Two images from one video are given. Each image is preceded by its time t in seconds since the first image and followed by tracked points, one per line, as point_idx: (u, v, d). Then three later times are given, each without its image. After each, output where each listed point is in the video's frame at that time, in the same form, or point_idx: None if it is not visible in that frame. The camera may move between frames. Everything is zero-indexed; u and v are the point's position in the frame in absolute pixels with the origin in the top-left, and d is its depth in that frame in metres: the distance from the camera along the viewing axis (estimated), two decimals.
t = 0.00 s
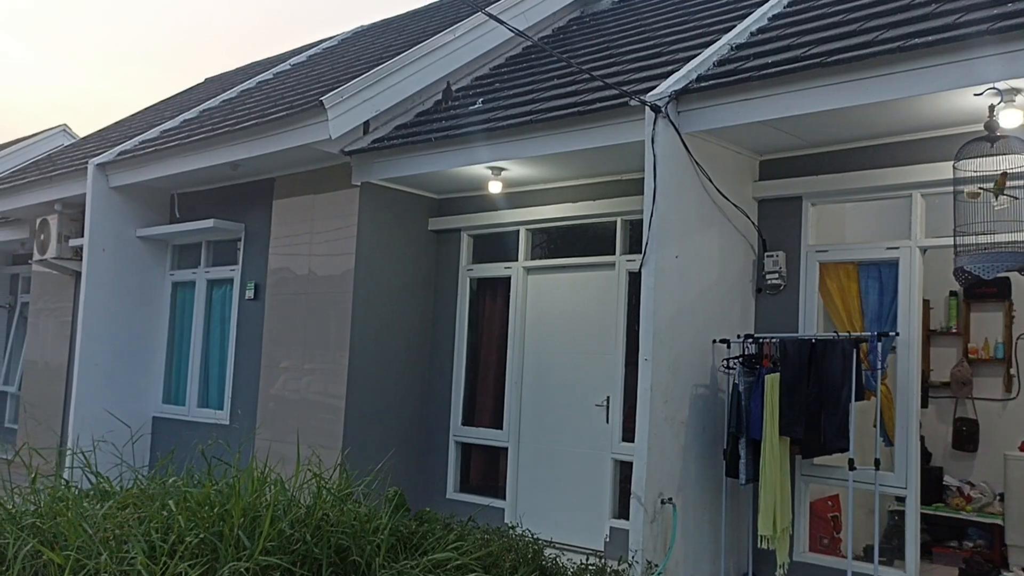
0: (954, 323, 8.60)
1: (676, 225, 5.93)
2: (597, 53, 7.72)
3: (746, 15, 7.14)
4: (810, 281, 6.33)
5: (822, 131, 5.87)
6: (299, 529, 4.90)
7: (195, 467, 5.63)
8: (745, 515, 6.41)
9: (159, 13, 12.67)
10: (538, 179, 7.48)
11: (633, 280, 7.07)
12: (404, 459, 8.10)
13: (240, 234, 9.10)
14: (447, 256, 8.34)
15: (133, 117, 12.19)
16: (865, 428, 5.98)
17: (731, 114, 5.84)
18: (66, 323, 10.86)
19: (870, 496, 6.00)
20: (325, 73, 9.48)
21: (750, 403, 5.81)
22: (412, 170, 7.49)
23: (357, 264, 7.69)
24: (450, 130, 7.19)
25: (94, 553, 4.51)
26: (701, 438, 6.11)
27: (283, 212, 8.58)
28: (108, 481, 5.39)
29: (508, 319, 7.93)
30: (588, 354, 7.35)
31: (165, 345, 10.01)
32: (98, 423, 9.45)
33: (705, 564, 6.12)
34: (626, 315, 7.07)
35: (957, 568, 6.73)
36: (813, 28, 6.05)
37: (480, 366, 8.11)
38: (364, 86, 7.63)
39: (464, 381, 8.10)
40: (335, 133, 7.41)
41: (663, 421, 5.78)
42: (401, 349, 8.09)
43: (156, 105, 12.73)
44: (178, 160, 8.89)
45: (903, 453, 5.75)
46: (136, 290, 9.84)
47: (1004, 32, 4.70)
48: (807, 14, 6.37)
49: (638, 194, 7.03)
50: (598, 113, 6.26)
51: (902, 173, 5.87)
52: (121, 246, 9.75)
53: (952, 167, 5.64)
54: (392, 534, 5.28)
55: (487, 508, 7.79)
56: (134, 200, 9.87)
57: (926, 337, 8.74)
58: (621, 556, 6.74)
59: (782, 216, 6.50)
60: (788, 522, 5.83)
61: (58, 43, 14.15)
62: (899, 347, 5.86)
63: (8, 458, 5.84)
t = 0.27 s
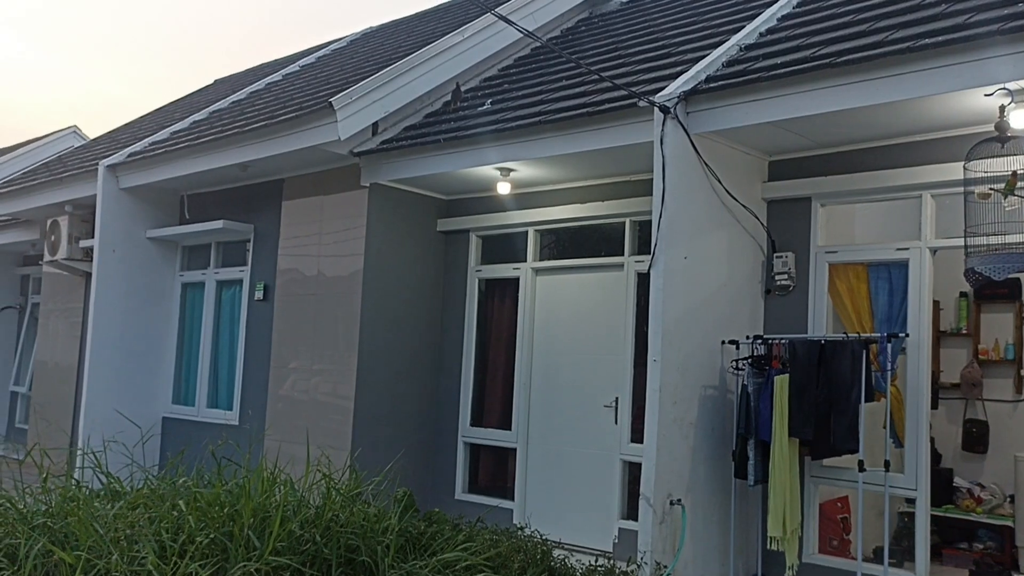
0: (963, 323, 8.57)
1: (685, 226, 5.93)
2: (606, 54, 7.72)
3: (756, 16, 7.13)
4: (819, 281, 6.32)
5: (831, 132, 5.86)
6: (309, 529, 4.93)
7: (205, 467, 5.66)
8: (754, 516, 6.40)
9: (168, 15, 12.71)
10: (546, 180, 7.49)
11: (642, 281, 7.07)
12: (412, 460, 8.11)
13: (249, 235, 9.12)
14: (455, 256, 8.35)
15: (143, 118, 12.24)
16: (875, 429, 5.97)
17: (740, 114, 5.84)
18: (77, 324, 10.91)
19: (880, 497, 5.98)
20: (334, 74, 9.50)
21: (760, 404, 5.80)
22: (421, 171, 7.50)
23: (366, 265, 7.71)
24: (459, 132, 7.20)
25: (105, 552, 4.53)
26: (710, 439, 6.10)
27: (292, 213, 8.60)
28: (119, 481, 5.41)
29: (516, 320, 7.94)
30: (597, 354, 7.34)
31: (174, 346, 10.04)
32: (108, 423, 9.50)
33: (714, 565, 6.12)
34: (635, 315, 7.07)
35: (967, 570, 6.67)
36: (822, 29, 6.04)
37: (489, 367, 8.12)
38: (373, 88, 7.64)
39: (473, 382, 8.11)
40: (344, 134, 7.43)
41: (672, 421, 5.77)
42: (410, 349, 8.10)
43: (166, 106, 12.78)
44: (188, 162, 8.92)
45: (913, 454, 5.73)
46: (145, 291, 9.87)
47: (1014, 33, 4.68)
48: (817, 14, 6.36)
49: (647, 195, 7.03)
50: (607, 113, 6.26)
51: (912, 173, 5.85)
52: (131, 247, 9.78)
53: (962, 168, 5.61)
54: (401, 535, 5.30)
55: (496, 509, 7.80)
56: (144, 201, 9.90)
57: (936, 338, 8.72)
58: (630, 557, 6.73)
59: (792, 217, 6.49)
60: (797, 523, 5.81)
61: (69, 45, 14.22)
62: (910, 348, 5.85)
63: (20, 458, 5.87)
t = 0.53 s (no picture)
0: (977, 326, 8.49)
1: (696, 227, 5.92)
2: (617, 56, 7.72)
3: (766, 17, 7.13)
4: (831, 283, 6.30)
5: (843, 133, 5.84)
6: (320, 530, 4.94)
7: (217, 469, 5.68)
8: (765, 519, 6.38)
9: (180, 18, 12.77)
10: (557, 182, 7.49)
11: (653, 282, 7.06)
12: (423, 462, 8.12)
13: (260, 237, 9.15)
14: (466, 258, 8.36)
15: (156, 121, 12.31)
16: (887, 431, 5.95)
17: (751, 116, 5.83)
18: (89, 326, 10.97)
19: (892, 500, 5.96)
20: (345, 76, 9.53)
21: (771, 407, 5.80)
22: (431, 173, 7.51)
23: (377, 267, 7.73)
24: (470, 134, 7.21)
25: (118, 553, 4.55)
26: (721, 441, 6.09)
27: (303, 215, 8.62)
28: (131, 482, 5.43)
29: (527, 322, 7.94)
30: (607, 356, 7.34)
31: (186, 347, 10.08)
32: (121, 425, 9.55)
33: (725, 568, 6.10)
34: (645, 317, 7.06)
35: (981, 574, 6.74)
36: (833, 30, 6.02)
37: (499, 369, 8.12)
38: (384, 90, 7.66)
39: (483, 384, 8.11)
40: (355, 136, 7.45)
41: (683, 423, 5.76)
42: (420, 351, 8.11)
43: (178, 109, 12.84)
44: (199, 164, 8.95)
45: (925, 457, 5.71)
46: (157, 293, 9.91)
47: None
48: (829, 15, 6.35)
49: (657, 197, 7.02)
50: (618, 115, 6.26)
51: (925, 175, 5.83)
52: (143, 249, 9.83)
53: (975, 169, 5.59)
54: (412, 536, 5.31)
55: (507, 511, 7.80)
56: (156, 203, 9.95)
57: (948, 340, 8.62)
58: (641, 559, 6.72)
59: (803, 218, 6.48)
60: (809, 526, 5.79)
61: (82, 48, 14.31)
62: (922, 350, 5.83)
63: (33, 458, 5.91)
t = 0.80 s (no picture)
0: (989, 328, 8.43)
1: (707, 229, 5.91)
2: (627, 57, 7.72)
3: (777, 18, 7.11)
4: (842, 285, 6.28)
5: (854, 134, 5.82)
6: (331, 531, 4.96)
7: (229, 470, 5.69)
8: (776, 521, 6.36)
9: (191, 20, 12.82)
10: (567, 184, 7.49)
11: (663, 284, 7.05)
12: (433, 463, 8.13)
13: (271, 239, 9.18)
14: (476, 260, 8.36)
15: (167, 123, 12.36)
16: (899, 434, 5.93)
17: (762, 117, 5.82)
18: (101, 327, 11.02)
19: (904, 502, 5.93)
20: (355, 78, 9.55)
21: (782, 407, 5.79)
22: (442, 175, 7.52)
23: (387, 268, 7.74)
24: (480, 135, 7.21)
25: (130, 554, 4.57)
26: (732, 443, 6.07)
27: (313, 216, 8.65)
28: (143, 483, 5.45)
29: (537, 323, 7.94)
30: (617, 358, 7.33)
31: (197, 348, 10.11)
32: (132, 426, 9.60)
33: (736, 570, 6.09)
34: (655, 319, 7.05)
35: None
36: (845, 31, 6.01)
37: (509, 371, 8.12)
38: (394, 92, 7.67)
39: (493, 385, 8.12)
40: (365, 138, 7.46)
41: (694, 425, 5.75)
42: (430, 352, 8.12)
43: (189, 111, 12.90)
44: (210, 166, 8.98)
45: (938, 460, 5.69)
46: (169, 294, 9.95)
47: None
48: (840, 16, 6.33)
49: (668, 198, 7.01)
50: (628, 117, 6.25)
51: (936, 176, 5.81)
52: (156, 251, 9.87)
53: (987, 170, 5.57)
54: (423, 537, 5.32)
55: (516, 513, 7.80)
56: (167, 205, 9.99)
57: (960, 341, 8.54)
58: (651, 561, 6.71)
59: (814, 219, 6.45)
60: (820, 528, 5.77)
61: (93, 50, 14.38)
62: (934, 352, 5.81)
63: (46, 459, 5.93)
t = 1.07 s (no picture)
0: (1002, 329, 8.25)
1: (718, 231, 5.90)
2: (637, 59, 7.71)
3: (789, 19, 7.10)
4: (854, 287, 6.25)
5: (866, 135, 5.80)
6: (343, 532, 4.97)
7: (240, 471, 5.71)
8: (787, 524, 6.35)
9: (202, 22, 12.86)
10: (577, 185, 7.49)
11: (674, 286, 7.05)
12: (443, 465, 8.13)
13: (282, 240, 9.21)
14: (487, 262, 8.37)
15: (178, 125, 12.41)
16: (911, 436, 5.91)
17: (773, 119, 5.80)
18: (113, 328, 11.07)
19: (916, 505, 5.91)
20: (366, 80, 9.57)
21: (793, 410, 5.75)
22: (452, 176, 7.52)
23: (398, 270, 7.75)
24: (491, 137, 7.22)
25: (143, 554, 4.59)
26: (743, 445, 6.06)
27: (324, 218, 8.67)
28: (156, 483, 5.47)
29: (547, 325, 7.94)
30: (628, 360, 7.32)
31: (209, 350, 10.15)
32: (145, 427, 9.65)
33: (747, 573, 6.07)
34: (666, 321, 7.04)
35: None
36: (857, 32, 5.99)
37: (519, 373, 8.12)
38: (405, 94, 7.68)
39: (503, 387, 8.11)
40: (376, 139, 7.48)
41: (705, 427, 5.74)
42: (441, 354, 8.12)
43: (200, 113, 12.95)
44: (222, 167, 9.01)
45: (950, 463, 5.66)
46: (180, 295, 9.99)
47: None
48: (852, 17, 6.31)
49: (678, 200, 7.00)
50: (639, 118, 6.25)
51: (949, 177, 5.78)
52: (168, 252, 9.91)
53: (1000, 171, 5.55)
54: (433, 539, 5.33)
55: (527, 514, 7.79)
56: (179, 207, 10.03)
57: (973, 343, 8.35)
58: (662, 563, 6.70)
59: (826, 220, 6.44)
60: (832, 531, 5.75)
61: (106, 53, 14.45)
62: (947, 354, 5.78)
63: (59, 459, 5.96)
